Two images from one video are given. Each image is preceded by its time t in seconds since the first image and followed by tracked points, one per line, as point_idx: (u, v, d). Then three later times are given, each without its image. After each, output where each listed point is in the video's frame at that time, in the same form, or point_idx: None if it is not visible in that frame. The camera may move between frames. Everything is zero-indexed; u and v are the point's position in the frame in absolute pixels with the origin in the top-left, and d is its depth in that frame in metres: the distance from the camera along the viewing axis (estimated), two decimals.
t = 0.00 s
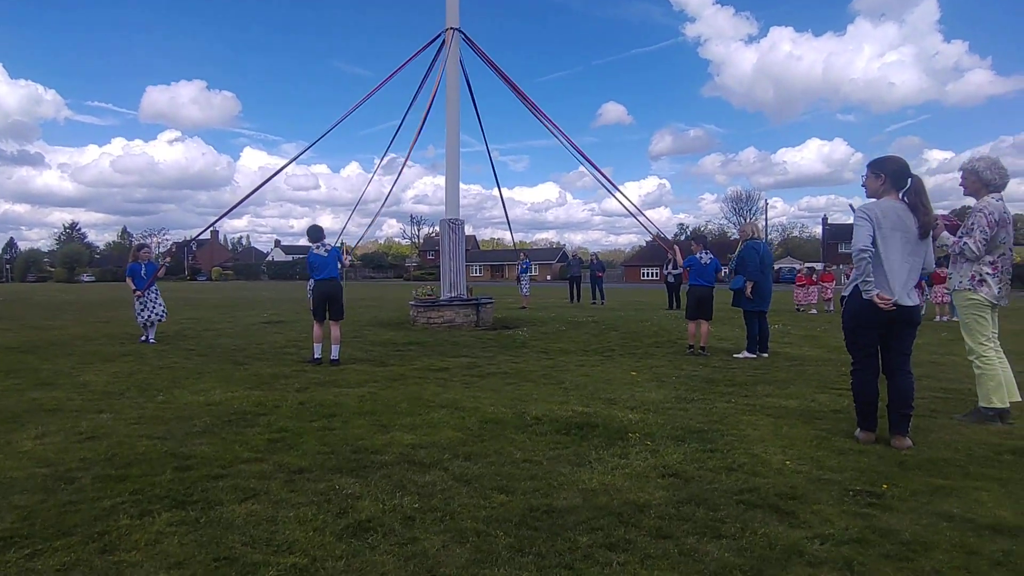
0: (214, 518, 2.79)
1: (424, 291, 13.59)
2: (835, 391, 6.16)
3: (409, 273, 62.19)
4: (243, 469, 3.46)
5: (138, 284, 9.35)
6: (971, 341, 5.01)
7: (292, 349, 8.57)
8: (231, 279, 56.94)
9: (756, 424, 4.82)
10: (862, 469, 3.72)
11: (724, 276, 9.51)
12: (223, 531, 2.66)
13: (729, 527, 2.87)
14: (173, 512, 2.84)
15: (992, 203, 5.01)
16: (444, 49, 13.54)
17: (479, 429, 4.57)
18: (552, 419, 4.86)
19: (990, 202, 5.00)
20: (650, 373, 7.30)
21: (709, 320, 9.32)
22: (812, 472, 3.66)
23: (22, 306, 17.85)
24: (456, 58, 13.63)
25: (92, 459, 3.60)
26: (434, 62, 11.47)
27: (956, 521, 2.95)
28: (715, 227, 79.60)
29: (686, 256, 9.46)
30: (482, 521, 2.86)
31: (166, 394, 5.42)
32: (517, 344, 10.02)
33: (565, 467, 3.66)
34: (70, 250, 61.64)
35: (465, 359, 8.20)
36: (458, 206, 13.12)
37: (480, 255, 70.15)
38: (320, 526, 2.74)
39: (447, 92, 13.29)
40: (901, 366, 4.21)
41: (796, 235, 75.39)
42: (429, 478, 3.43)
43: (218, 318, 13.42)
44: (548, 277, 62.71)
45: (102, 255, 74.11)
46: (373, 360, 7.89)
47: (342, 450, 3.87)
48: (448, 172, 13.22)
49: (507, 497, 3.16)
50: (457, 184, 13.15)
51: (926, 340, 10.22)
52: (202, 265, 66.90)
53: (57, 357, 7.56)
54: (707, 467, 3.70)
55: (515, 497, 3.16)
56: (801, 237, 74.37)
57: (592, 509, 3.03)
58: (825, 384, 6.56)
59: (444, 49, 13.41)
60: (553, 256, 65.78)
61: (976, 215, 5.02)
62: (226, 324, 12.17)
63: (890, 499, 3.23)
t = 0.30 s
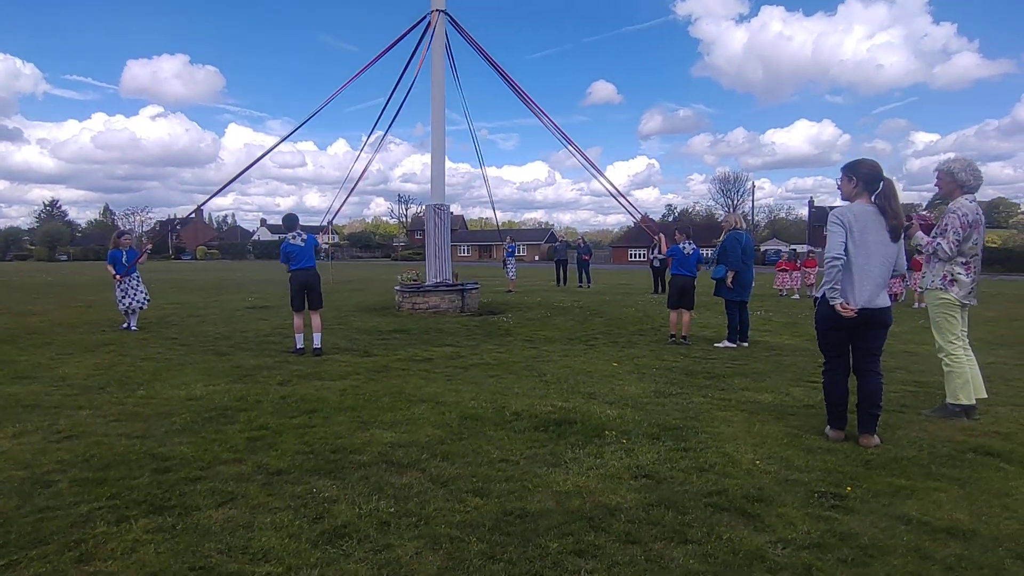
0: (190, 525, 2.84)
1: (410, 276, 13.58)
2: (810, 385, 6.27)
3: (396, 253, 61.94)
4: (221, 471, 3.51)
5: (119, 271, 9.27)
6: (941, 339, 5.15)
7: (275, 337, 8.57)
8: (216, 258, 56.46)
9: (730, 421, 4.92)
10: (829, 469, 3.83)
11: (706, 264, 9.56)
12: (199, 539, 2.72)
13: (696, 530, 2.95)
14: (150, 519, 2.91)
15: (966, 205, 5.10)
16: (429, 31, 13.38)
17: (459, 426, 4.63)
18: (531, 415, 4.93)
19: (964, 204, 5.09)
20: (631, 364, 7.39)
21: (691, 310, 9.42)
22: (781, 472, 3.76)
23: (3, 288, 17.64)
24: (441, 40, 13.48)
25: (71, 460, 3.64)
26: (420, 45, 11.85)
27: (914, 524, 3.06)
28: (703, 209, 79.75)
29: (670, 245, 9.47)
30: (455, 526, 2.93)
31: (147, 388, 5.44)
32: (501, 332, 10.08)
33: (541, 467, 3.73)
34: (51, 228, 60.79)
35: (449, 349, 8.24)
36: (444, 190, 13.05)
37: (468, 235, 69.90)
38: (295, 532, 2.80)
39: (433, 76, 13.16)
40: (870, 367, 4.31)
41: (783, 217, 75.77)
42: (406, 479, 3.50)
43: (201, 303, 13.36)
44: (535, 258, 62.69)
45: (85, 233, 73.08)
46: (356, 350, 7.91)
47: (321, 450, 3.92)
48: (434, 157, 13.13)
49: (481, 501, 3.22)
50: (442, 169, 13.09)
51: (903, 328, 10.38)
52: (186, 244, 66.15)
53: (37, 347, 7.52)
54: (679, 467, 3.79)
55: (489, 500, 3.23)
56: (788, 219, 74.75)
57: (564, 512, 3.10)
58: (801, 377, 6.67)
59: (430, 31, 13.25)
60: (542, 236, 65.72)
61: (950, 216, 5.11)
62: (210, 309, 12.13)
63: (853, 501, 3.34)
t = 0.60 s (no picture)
0: (169, 540, 2.88)
1: (399, 267, 13.57)
2: (791, 386, 6.35)
3: (388, 239, 61.73)
4: (202, 481, 3.55)
5: (105, 265, 9.23)
6: (918, 343, 5.25)
7: (262, 333, 8.56)
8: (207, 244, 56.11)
9: (710, 424, 4.99)
10: (803, 477, 3.90)
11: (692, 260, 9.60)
12: (178, 555, 2.76)
13: (668, 543, 3.02)
14: (129, 533, 2.94)
15: (945, 212, 5.18)
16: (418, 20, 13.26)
17: (441, 429, 4.67)
18: (514, 418, 4.98)
19: (943, 210, 5.17)
20: (616, 362, 7.45)
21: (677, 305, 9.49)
22: (755, 479, 3.83)
23: None
24: (430, 30, 13.37)
25: (52, 469, 3.67)
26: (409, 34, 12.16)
27: (881, 536, 3.13)
28: (695, 195, 79.79)
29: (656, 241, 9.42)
30: (432, 539, 2.97)
31: (131, 389, 5.45)
32: (489, 326, 10.11)
33: (520, 476, 3.79)
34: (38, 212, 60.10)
35: (436, 345, 8.27)
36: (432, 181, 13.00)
37: (460, 221, 69.72)
38: (273, 547, 2.84)
39: (421, 66, 13.06)
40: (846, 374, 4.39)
41: (775, 204, 75.95)
42: (386, 489, 3.54)
43: (189, 294, 13.30)
44: (528, 244, 62.62)
45: (73, 218, 72.40)
46: (343, 346, 7.92)
47: (302, 457, 3.96)
48: (423, 147, 13.07)
49: (459, 511, 3.27)
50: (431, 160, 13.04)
51: (887, 323, 10.49)
52: (176, 228, 65.66)
53: (21, 344, 7.50)
54: (656, 475, 3.86)
55: (467, 511, 3.28)
56: (779, 206, 74.94)
57: (540, 524, 3.15)
58: (783, 376, 6.75)
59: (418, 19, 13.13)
60: (534, 223, 65.62)
61: (929, 222, 5.19)
62: (198, 301, 12.09)
63: (824, 511, 3.41)
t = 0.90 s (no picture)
0: (162, 544, 2.96)
1: (395, 258, 13.58)
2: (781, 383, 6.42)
3: (387, 225, 61.64)
4: (196, 482, 3.63)
5: (101, 258, 9.25)
6: (905, 343, 5.31)
7: (258, 326, 8.61)
8: (205, 230, 56.02)
9: (698, 423, 5.06)
10: (785, 478, 3.98)
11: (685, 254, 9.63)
12: (170, 559, 2.84)
13: (649, 547, 3.09)
14: (123, 536, 3.02)
15: (934, 214, 5.19)
16: (414, 9, 13.16)
17: (432, 428, 4.74)
18: (505, 416, 5.04)
19: (932, 213, 5.18)
20: (609, 357, 7.51)
21: (671, 299, 9.55)
22: (738, 481, 3.91)
23: None
24: (426, 19, 13.27)
25: (48, 470, 3.75)
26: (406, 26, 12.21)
27: (857, 540, 3.21)
28: (696, 182, 79.54)
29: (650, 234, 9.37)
30: (418, 543, 3.04)
31: (127, 386, 5.52)
32: (485, 319, 10.17)
33: (508, 477, 3.86)
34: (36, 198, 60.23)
35: (431, 339, 8.33)
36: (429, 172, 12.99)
37: (459, 207, 69.57)
38: (263, 551, 2.91)
39: (417, 56, 12.99)
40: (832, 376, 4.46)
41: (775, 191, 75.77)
42: (375, 490, 3.62)
43: (186, 285, 13.34)
44: (527, 231, 62.52)
45: (72, 204, 72.19)
46: (338, 340, 7.98)
47: (294, 458, 4.03)
48: (419, 137, 13.04)
49: (446, 514, 3.34)
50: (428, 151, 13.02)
51: (881, 316, 10.54)
52: (175, 215, 65.54)
53: (19, 338, 7.56)
54: (641, 476, 3.93)
55: (454, 514, 3.35)
56: (780, 193, 74.77)
57: (525, 527, 3.22)
58: (773, 373, 6.81)
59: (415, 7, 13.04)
60: (533, 209, 65.47)
61: (917, 224, 5.21)
62: (195, 293, 12.12)
63: (803, 514, 3.48)
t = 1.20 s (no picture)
0: (177, 533, 3.10)
1: (403, 247, 13.69)
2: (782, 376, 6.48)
3: (396, 212, 61.70)
4: (208, 473, 3.77)
5: (115, 249, 9.42)
6: (905, 339, 5.35)
7: (268, 317, 8.76)
8: (217, 217, 56.41)
9: (698, 416, 5.15)
10: (780, 472, 4.07)
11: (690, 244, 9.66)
12: (184, 548, 2.98)
13: (642, 539, 3.19)
14: (140, 524, 3.17)
15: (936, 209, 5.19)
16: None
17: (437, 421, 4.85)
18: (507, 409, 5.15)
19: (934, 208, 5.18)
20: (613, 349, 7.60)
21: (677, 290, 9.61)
22: (734, 475, 4.01)
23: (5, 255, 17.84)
24: (433, 7, 13.24)
25: (68, 459, 3.91)
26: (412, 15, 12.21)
27: (847, 533, 3.30)
28: (707, 167, 78.89)
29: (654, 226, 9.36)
30: (420, 534, 3.16)
31: (141, 377, 5.68)
32: (491, 309, 10.27)
33: (508, 469, 3.97)
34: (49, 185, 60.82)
35: (437, 330, 8.43)
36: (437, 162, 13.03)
37: (469, 194, 69.52)
38: (272, 541, 3.05)
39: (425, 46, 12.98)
40: (829, 372, 4.52)
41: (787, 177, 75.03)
42: (379, 482, 3.74)
43: (198, 274, 13.53)
44: (537, 218, 62.41)
45: (86, 191, 72.88)
46: (346, 331, 8.11)
47: (302, 449, 4.16)
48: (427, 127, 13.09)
49: (447, 506, 3.46)
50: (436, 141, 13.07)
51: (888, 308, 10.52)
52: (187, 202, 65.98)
53: (37, 328, 7.76)
54: (638, 470, 4.03)
55: (455, 506, 3.46)
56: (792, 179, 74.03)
57: (523, 519, 3.34)
58: (776, 366, 6.87)
59: None
60: (543, 195, 65.25)
61: (919, 220, 5.21)
62: (207, 282, 12.30)
63: (796, 508, 3.57)
